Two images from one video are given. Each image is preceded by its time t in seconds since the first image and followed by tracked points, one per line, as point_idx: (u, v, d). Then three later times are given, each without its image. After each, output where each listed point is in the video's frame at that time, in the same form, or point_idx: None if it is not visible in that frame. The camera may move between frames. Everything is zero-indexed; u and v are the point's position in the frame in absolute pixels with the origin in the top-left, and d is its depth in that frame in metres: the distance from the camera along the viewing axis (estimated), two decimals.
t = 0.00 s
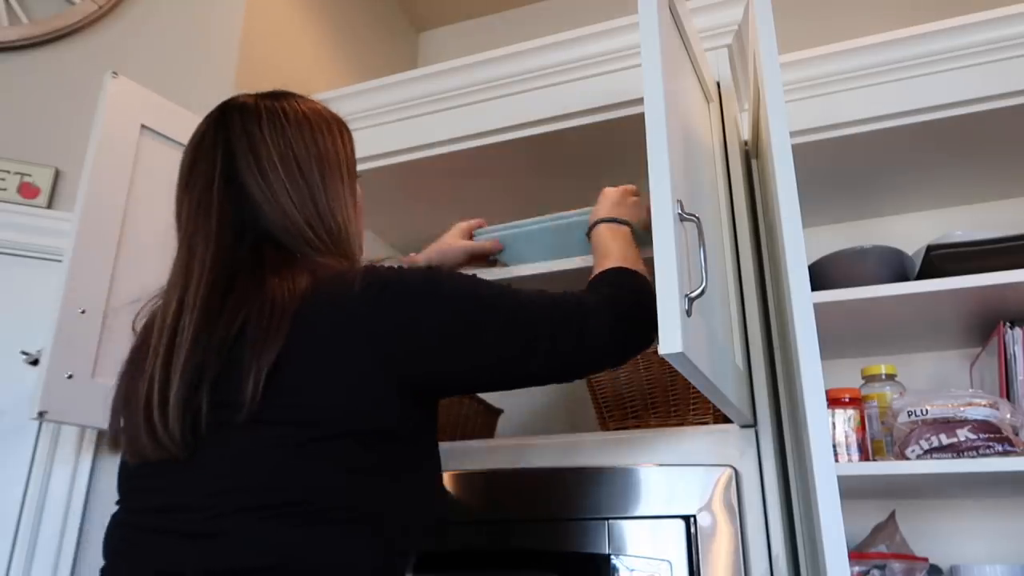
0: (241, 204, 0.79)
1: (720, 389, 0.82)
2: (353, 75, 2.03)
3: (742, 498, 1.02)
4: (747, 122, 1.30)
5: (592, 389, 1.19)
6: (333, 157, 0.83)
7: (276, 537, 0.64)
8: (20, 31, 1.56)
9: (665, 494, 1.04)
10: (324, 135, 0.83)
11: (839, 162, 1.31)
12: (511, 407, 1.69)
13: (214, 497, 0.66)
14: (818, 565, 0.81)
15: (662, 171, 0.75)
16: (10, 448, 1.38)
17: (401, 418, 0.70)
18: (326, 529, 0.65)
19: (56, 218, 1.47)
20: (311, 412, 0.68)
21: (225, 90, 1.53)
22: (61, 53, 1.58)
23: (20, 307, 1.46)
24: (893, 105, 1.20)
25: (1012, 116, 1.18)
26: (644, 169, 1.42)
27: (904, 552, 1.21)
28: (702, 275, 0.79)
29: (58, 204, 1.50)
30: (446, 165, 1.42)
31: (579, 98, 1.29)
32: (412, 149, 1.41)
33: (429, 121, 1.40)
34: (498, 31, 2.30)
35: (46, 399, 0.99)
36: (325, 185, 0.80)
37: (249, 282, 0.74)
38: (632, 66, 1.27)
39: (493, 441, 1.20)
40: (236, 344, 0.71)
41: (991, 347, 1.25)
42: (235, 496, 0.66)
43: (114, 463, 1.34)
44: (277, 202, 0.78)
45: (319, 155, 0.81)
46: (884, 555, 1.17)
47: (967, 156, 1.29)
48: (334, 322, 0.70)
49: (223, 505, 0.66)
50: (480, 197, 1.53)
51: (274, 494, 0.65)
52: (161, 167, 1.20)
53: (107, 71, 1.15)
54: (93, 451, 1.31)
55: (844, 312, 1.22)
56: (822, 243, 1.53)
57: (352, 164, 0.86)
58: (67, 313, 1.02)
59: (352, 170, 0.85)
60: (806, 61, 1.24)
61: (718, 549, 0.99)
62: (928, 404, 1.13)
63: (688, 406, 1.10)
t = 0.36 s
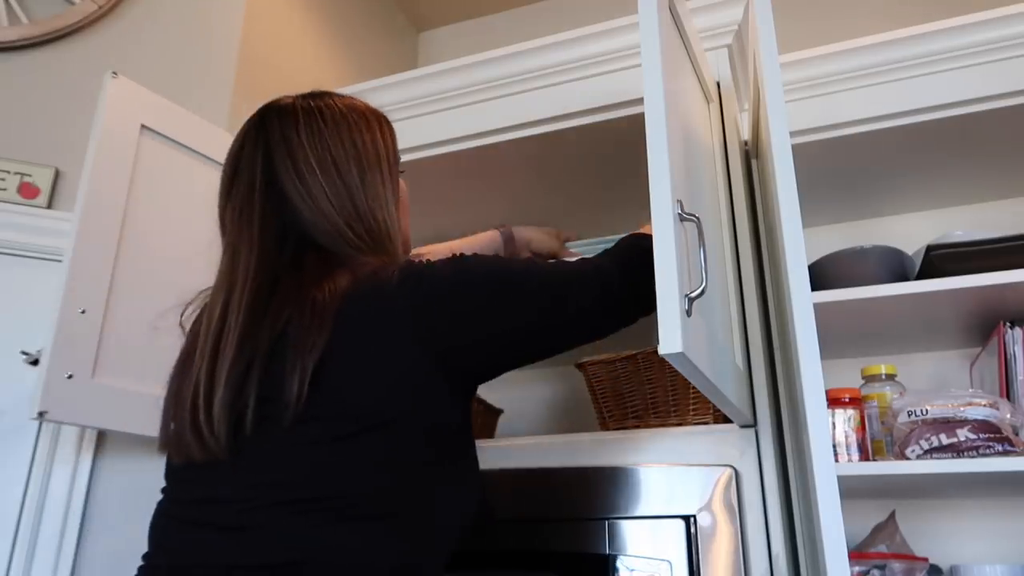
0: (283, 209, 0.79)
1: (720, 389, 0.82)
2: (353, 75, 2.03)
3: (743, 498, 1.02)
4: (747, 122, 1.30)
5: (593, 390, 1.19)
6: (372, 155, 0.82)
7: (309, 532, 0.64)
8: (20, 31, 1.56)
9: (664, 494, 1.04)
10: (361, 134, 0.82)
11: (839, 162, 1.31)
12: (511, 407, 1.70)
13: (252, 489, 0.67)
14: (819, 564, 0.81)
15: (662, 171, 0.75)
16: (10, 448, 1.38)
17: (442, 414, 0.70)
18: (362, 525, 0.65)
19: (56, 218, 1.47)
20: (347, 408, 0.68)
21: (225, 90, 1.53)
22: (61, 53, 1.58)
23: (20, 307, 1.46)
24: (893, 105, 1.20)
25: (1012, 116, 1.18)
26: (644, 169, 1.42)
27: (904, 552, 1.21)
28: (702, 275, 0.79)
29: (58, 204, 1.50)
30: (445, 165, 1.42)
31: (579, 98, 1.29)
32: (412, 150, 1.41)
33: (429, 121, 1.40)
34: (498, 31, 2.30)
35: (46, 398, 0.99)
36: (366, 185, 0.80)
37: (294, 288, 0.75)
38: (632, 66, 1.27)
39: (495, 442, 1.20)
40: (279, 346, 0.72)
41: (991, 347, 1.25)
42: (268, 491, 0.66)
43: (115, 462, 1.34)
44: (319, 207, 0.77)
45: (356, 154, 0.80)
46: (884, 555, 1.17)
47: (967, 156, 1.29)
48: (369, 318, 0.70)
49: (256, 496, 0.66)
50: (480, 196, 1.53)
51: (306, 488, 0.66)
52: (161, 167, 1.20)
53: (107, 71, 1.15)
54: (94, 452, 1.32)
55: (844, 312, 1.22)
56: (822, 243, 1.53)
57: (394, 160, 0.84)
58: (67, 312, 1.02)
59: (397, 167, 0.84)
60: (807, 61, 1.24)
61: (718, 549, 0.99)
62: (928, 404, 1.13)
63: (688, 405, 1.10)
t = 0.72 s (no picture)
0: (258, 198, 0.75)
1: (720, 389, 0.82)
2: (353, 75, 2.03)
3: (743, 498, 1.02)
4: (747, 122, 1.30)
5: (593, 390, 1.19)
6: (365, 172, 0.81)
7: (165, 535, 0.56)
8: (20, 31, 1.56)
9: (664, 494, 1.04)
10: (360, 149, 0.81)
11: (839, 162, 1.31)
12: (511, 407, 1.70)
13: (190, 464, 0.58)
14: (819, 565, 0.81)
15: (662, 172, 0.75)
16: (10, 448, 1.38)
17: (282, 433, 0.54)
18: (209, 534, 0.55)
19: (55, 218, 1.48)
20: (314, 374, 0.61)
21: (225, 90, 1.53)
22: (61, 53, 1.58)
23: (20, 307, 1.46)
24: (893, 105, 1.20)
25: (1012, 116, 1.18)
26: (643, 169, 1.42)
27: (904, 552, 1.21)
28: (702, 275, 0.79)
29: (58, 204, 1.50)
30: (446, 165, 1.42)
31: (580, 97, 1.29)
32: (412, 150, 1.41)
33: (429, 121, 1.40)
34: (498, 31, 2.30)
35: (46, 399, 0.99)
36: (347, 193, 0.78)
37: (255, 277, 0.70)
38: (632, 66, 1.27)
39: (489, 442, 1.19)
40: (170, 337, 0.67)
41: (991, 347, 1.25)
42: (218, 465, 0.56)
43: (114, 462, 1.34)
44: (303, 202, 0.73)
45: (277, 151, 0.77)
46: (884, 555, 1.17)
47: (967, 156, 1.29)
48: (233, 319, 0.59)
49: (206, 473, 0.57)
50: (479, 196, 1.53)
51: (169, 491, 0.58)
52: (161, 167, 1.20)
53: (107, 72, 1.15)
54: (93, 452, 1.32)
55: (844, 312, 1.22)
56: (822, 243, 1.53)
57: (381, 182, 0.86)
58: (66, 312, 1.02)
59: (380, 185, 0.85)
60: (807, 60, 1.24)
61: (718, 549, 0.99)
62: (928, 404, 1.13)
63: (688, 405, 1.11)
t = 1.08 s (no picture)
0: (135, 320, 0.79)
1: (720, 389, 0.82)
2: (353, 74, 2.03)
3: (742, 498, 1.02)
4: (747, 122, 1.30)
5: (593, 391, 1.18)
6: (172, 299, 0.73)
7: None
8: (20, 31, 1.56)
9: (664, 494, 1.03)
10: (179, 267, 0.75)
11: (839, 162, 1.31)
12: (511, 406, 1.70)
13: None
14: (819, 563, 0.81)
15: (662, 172, 0.75)
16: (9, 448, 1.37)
17: None
18: None
19: (55, 218, 1.48)
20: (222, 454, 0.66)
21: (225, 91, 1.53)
22: (60, 53, 1.58)
23: (19, 307, 1.46)
24: (893, 105, 1.20)
25: (1012, 115, 1.18)
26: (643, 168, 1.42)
27: (904, 552, 1.21)
28: (702, 275, 0.79)
29: (58, 204, 1.50)
30: (446, 165, 1.42)
31: (580, 98, 1.29)
32: (412, 150, 1.41)
33: (429, 122, 1.40)
34: (498, 31, 2.30)
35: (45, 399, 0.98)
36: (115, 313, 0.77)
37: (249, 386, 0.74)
38: (632, 66, 1.27)
39: (494, 442, 1.19)
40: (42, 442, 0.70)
41: (991, 347, 1.25)
42: None
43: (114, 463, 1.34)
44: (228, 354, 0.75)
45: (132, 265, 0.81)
46: (884, 555, 1.17)
47: (967, 156, 1.29)
48: None
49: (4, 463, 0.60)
50: (479, 197, 1.53)
51: None
52: (161, 167, 1.20)
53: (107, 72, 1.15)
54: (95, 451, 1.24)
55: (843, 312, 1.22)
56: (821, 243, 1.53)
57: (170, 305, 0.73)
58: (66, 313, 1.02)
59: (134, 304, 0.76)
60: (807, 60, 1.24)
61: (719, 549, 0.99)
62: (928, 404, 1.12)
63: (688, 405, 1.11)
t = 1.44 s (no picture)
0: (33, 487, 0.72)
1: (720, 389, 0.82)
2: (353, 74, 2.03)
3: (742, 498, 1.02)
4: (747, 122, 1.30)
5: (593, 390, 1.18)
6: None
7: None
8: (20, 31, 1.56)
9: (665, 494, 1.04)
10: None
11: (839, 162, 1.31)
12: (511, 406, 1.70)
13: None
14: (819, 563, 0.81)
15: (662, 172, 0.75)
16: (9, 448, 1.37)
17: None
18: None
19: (56, 218, 1.48)
20: None
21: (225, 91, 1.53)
22: (60, 53, 1.58)
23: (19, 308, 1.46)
24: (893, 105, 1.20)
25: (1012, 115, 1.18)
26: (643, 169, 1.42)
27: (904, 552, 1.21)
28: (702, 275, 0.79)
29: (58, 204, 1.50)
30: (446, 165, 1.42)
31: (580, 98, 1.29)
32: (413, 150, 1.41)
33: (429, 122, 1.40)
34: (498, 30, 2.30)
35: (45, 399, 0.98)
36: None
37: None
38: (632, 67, 1.27)
39: (488, 443, 1.18)
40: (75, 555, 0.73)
41: (991, 347, 1.25)
42: None
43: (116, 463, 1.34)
44: None
45: None
46: (884, 555, 1.17)
47: (967, 156, 1.29)
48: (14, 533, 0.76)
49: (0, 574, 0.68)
50: (479, 197, 1.53)
51: None
52: (161, 168, 1.20)
53: (107, 72, 1.15)
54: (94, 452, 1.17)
55: (844, 312, 1.22)
56: (821, 243, 1.53)
57: None
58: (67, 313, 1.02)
59: None
60: (807, 60, 1.24)
61: (718, 549, 1.00)
62: (928, 404, 1.12)
63: (688, 405, 1.11)
